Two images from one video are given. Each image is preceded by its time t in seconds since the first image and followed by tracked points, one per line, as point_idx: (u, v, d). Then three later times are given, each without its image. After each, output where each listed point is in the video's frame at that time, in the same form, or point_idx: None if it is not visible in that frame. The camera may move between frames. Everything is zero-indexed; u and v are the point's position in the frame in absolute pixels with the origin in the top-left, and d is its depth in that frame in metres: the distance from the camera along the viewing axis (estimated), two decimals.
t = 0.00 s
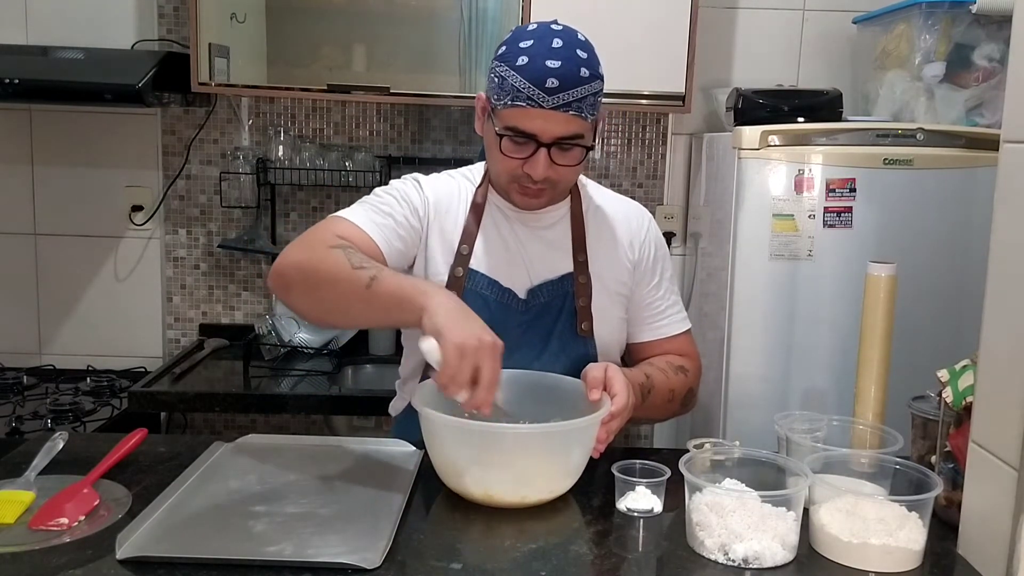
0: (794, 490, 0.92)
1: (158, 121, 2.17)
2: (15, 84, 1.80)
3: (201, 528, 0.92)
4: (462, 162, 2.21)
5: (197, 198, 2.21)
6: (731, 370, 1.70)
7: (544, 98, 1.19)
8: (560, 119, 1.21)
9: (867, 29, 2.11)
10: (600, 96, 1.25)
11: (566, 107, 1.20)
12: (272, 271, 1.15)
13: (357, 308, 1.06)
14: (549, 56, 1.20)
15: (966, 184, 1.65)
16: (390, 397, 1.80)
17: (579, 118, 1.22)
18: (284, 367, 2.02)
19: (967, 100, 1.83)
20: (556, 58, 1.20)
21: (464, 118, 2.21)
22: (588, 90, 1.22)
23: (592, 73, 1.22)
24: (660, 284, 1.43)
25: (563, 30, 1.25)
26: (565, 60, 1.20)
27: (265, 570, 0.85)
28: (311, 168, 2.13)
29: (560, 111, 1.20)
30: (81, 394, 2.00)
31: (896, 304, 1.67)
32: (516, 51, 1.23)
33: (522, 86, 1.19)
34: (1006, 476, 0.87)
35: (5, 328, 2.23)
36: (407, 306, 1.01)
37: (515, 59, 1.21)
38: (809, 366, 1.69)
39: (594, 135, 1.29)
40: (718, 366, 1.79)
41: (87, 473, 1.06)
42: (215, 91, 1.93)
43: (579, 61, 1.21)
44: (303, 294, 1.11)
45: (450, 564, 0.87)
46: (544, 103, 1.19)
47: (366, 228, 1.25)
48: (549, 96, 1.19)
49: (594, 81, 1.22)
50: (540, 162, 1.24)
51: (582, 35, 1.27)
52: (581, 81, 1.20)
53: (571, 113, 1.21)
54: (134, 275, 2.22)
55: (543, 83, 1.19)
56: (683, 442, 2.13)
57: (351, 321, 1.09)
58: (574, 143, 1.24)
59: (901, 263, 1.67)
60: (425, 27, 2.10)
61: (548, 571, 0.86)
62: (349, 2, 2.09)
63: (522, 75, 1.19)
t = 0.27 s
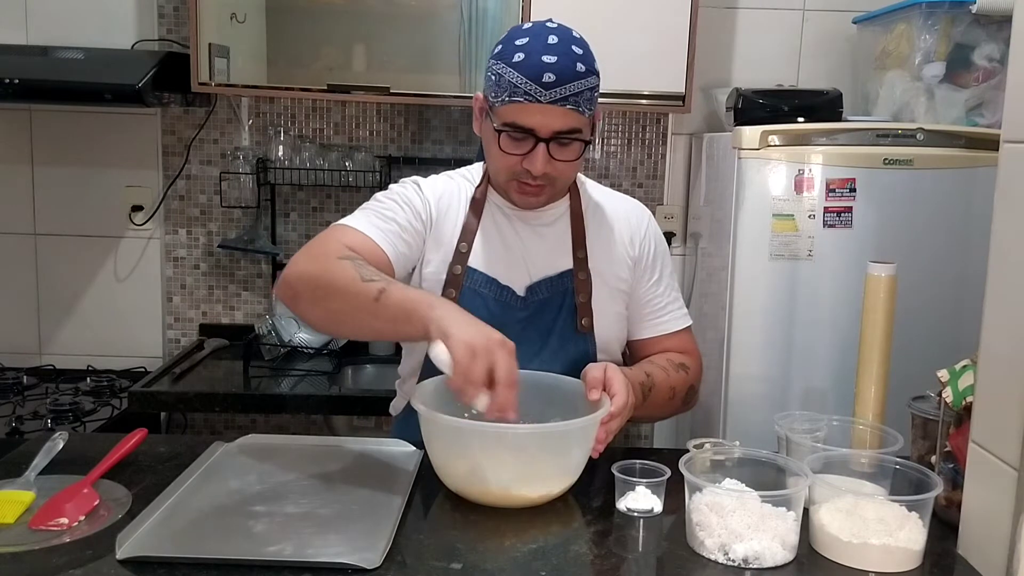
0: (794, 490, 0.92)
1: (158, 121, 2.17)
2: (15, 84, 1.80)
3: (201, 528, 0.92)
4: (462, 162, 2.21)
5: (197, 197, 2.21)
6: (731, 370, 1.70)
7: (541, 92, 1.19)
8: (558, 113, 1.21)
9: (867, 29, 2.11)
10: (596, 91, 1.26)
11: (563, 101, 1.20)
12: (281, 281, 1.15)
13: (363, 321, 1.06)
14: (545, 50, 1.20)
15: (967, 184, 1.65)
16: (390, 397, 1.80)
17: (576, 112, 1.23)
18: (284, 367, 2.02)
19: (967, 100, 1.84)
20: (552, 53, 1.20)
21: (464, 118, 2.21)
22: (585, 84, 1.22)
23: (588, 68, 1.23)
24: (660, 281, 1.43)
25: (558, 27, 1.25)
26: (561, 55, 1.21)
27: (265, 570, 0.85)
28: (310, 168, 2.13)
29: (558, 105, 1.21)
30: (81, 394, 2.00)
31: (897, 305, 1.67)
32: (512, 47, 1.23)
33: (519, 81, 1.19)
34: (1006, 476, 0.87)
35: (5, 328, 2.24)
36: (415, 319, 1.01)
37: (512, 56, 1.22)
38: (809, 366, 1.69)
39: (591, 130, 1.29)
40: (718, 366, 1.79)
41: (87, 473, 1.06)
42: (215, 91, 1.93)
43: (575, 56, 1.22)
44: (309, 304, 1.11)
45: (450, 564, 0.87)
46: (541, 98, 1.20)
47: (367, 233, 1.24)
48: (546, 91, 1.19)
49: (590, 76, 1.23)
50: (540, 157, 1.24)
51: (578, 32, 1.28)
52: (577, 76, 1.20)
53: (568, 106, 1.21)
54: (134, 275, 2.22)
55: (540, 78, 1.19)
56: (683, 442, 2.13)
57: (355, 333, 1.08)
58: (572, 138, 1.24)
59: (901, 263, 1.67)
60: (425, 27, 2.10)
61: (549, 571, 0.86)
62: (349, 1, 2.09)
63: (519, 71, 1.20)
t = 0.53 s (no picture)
0: (794, 490, 0.92)
1: (158, 121, 2.17)
2: (15, 84, 1.80)
3: (201, 528, 0.92)
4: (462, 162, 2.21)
5: (197, 197, 2.21)
6: (731, 370, 1.70)
7: (536, 86, 1.20)
8: (554, 106, 1.22)
9: (867, 29, 2.11)
10: (592, 86, 1.26)
11: (558, 94, 1.21)
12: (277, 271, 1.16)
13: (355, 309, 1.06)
14: (540, 44, 1.21)
15: (967, 184, 1.65)
16: (390, 397, 1.80)
17: (572, 105, 1.23)
18: (284, 367, 2.01)
19: (967, 100, 1.84)
20: (547, 47, 1.21)
21: (464, 118, 2.21)
22: (580, 78, 1.22)
23: (583, 62, 1.23)
24: (660, 280, 1.43)
25: (553, 24, 1.26)
26: (555, 49, 1.21)
27: (265, 570, 0.85)
28: (310, 168, 2.13)
29: (553, 99, 1.21)
30: (81, 394, 2.00)
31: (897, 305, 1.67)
32: (507, 44, 1.24)
33: (514, 75, 1.20)
34: (1006, 476, 0.87)
35: (5, 329, 2.24)
36: (403, 310, 1.00)
37: (507, 52, 1.22)
38: (809, 366, 1.69)
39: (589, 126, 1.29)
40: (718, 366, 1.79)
41: (87, 473, 1.06)
42: (215, 91, 1.93)
43: (569, 51, 1.22)
44: (303, 294, 1.12)
45: (450, 564, 0.87)
46: (537, 91, 1.20)
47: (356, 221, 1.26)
48: (541, 85, 1.20)
49: (585, 70, 1.23)
50: (537, 151, 1.24)
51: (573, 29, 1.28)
52: (572, 70, 1.21)
53: (564, 99, 1.21)
54: (134, 275, 2.22)
55: (535, 72, 1.19)
56: (683, 442, 2.13)
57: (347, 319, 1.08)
58: (568, 130, 1.24)
59: (901, 263, 1.67)
60: (425, 27, 2.10)
61: (548, 571, 0.86)
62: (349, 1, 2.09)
63: (514, 66, 1.20)
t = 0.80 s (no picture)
0: (794, 490, 0.92)
1: (158, 121, 2.17)
2: (15, 84, 1.80)
3: (201, 528, 0.92)
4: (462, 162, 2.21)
5: (197, 198, 2.21)
6: (731, 370, 1.70)
7: (536, 68, 1.23)
8: (554, 85, 1.24)
9: (867, 29, 2.11)
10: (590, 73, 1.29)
11: (558, 74, 1.23)
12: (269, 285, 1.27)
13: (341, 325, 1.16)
14: (538, 28, 1.24)
15: (967, 184, 1.65)
16: (390, 397, 1.80)
17: (572, 85, 1.25)
18: (284, 367, 2.01)
19: (967, 100, 1.84)
20: (545, 32, 1.24)
21: (464, 118, 2.21)
22: (578, 62, 1.25)
23: (580, 48, 1.26)
24: (662, 276, 1.43)
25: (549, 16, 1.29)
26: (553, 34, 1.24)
27: (265, 571, 0.85)
28: (310, 168, 2.13)
29: (553, 78, 1.24)
30: (81, 394, 2.00)
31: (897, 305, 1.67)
32: (505, 34, 1.27)
33: (514, 58, 1.23)
34: (1006, 476, 0.87)
35: (5, 329, 2.24)
36: (383, 324, 1.09)
37: (506, 40, 1.25)
38: (809, 366, 1.69)
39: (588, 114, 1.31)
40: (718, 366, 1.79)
41: (87, 473, 1.06)
42: (215, 91, 1.93)
43: (567, 37, 1.25)
44: (294, 309, 1.23)
45: (450, 564, 0.87)
46: (537, 72, 1.23)
47: (345, 231, 1.31)
48: (541, 65, 1.22)
49: (583, 55, 1.26)
50: (539, 131, 1.25)
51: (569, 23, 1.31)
52: (571, 53, 1.24)
53: (564, 79, 1.24)
54: (134, 275, 2.23)
55: (535, 54, 1.22)
56: (683, 442, 2.13)
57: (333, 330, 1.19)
58: (569, 110, 1.26)
59: (901, 263, 1.67)
60: (425, 27, 2.10)
61: (548, 571, 0.86)
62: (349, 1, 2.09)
63: (513, 50, 1.23)
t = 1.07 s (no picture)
0: (794, 490, 0.92)
1: (158, 121, 2.17)
2: (15, 84, 1.80)
3: (201, 527, 0.92)
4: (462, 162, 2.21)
5: (197, 197, 2.21)
6: (731, 370, 1.71)
7: (533, 48, 1.29)
8: (550, 66, 1.29)
9: (867, 29, 2.11)
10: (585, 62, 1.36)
11: (555, 55, 1.29)
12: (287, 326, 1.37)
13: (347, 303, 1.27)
14: (532, 20, 1.32)
15: (967, 184, 1.65)
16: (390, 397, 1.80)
17: (568, 68, 1.31)
18: (284, 367, 2.01)
19: (967, 100, 1.84)
20: (542, 22, 1.32)
21: (464, 118, 2.21)
22: (575, 49, 1.32)
23: (575, 39, 1.34)
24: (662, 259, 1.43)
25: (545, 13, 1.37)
26: (550, 24, 1.32)
27: (265, 570, 0.85)
28: (310, 168, 2.12)
29: (550, 59, 1.29)
30: (81, 394, 2.00)
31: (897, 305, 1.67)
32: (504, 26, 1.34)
33: (513, 43, 1.30)
34: (1006, 476, 0.87)
35: (5, 329, 2.24)
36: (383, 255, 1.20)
37: (505, 30, 1.33)
38: (809, 366, 1.69)
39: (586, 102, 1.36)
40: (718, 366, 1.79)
41: (87, 473, 1.06)
42: (215, 91, 1.93)
43: (563, 28, 1.33)
44: (315, 315, 1.31)
45: (450, 564, 0.87)
46: (534, 53, 1.29)
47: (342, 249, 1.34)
48: (538, 47, 1.29)
49: (578, 45, 1.34)
50: (538, 107, 1.28)
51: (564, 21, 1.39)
52: (566, 40, 1.31)
53: (561, 60, 1.30)
54: (134, 275, 2.23)
55: (532, 38, 1.29)
56: (683, 442, 2.13)
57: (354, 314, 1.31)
58: (565, 90, 1.30)
59: (901, 263, 1.67)
60: (425, 27, 2.10)
61: (548, 571, 0.86)
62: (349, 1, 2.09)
63: (512, 36, 1.30)
